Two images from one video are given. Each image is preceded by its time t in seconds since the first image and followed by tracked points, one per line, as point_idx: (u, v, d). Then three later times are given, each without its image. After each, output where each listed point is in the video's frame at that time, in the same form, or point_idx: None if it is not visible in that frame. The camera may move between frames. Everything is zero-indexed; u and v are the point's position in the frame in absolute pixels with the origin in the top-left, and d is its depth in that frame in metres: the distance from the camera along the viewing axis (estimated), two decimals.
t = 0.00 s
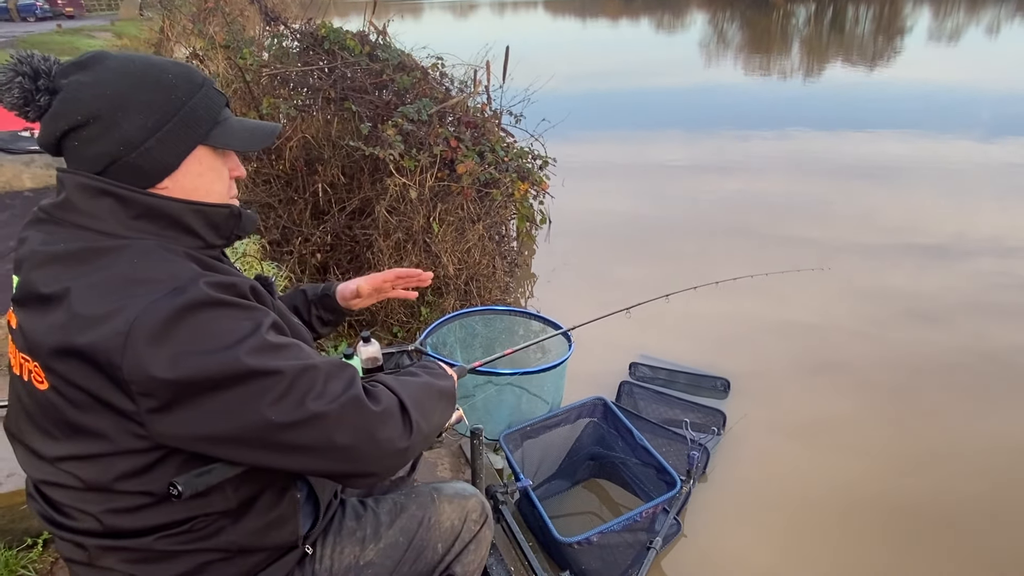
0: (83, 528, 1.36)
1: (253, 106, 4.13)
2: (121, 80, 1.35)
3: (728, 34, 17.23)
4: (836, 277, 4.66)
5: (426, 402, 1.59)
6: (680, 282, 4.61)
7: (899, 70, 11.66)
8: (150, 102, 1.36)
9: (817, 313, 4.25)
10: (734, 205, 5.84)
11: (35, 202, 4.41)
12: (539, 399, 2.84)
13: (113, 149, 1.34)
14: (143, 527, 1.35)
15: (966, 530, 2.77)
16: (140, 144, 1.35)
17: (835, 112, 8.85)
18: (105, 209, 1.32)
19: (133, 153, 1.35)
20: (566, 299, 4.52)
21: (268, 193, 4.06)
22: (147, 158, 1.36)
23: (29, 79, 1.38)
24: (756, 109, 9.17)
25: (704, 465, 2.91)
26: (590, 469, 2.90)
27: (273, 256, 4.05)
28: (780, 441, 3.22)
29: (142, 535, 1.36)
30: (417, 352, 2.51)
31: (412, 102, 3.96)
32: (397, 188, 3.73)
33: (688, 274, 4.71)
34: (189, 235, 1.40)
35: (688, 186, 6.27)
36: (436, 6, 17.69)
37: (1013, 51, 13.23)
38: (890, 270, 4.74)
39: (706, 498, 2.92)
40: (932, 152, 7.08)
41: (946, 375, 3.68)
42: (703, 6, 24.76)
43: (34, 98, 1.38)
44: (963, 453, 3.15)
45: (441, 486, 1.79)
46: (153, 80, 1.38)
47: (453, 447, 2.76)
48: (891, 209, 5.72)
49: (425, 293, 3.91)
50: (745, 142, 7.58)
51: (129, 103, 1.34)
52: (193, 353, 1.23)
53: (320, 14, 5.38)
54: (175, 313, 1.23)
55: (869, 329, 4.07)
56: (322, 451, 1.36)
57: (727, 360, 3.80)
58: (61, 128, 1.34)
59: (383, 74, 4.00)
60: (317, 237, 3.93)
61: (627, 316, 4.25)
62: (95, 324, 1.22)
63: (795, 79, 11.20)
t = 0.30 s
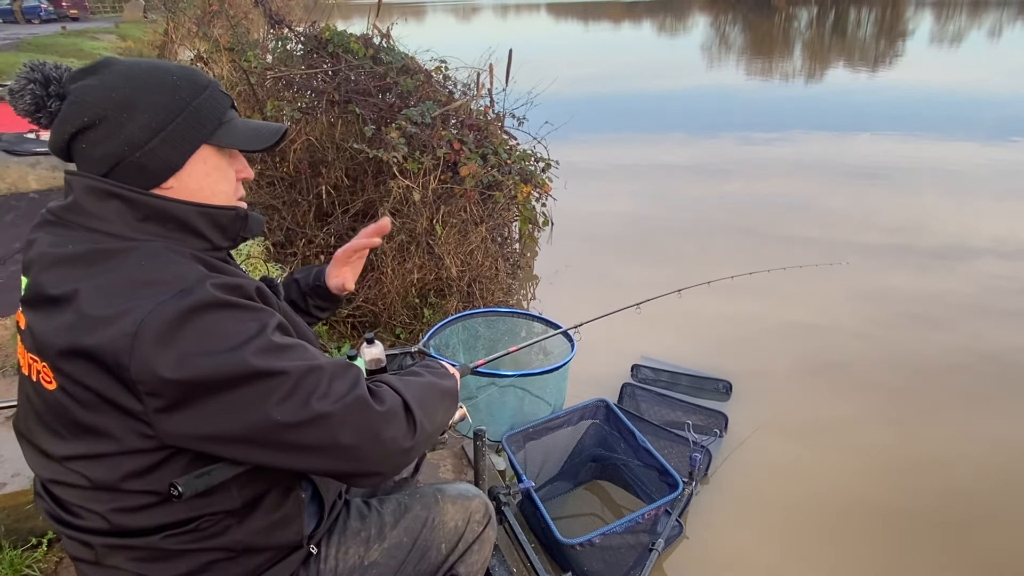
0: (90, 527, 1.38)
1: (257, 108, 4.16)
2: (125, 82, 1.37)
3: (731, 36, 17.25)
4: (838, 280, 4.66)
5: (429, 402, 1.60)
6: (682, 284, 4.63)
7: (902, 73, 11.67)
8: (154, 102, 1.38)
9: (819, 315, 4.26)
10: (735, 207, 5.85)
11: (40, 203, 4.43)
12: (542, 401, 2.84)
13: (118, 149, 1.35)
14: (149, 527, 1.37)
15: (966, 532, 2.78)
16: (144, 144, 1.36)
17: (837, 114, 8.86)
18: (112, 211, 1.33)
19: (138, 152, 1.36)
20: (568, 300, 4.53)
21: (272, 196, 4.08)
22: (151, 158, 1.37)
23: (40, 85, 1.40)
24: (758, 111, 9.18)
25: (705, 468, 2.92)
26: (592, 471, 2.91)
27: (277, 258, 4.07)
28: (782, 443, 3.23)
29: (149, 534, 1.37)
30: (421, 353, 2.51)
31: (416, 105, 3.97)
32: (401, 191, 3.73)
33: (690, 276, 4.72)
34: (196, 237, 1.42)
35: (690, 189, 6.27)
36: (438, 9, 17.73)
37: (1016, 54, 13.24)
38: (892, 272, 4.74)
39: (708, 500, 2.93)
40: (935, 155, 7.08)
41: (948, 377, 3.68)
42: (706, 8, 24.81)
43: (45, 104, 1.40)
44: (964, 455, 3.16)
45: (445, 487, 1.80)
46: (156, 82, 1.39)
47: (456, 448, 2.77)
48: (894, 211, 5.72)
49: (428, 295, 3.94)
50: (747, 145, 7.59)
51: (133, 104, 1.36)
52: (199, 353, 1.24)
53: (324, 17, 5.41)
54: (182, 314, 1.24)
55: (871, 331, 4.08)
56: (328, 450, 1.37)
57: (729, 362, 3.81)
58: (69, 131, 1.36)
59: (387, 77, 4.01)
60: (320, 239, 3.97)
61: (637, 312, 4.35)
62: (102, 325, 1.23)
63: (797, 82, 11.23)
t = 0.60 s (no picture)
0: (93, 529, 1.39)
1: (260, 112, 4.19)
2: (131, 87, 1.38)
3: (732, 40, 17.29)
4: (840, 283, 4.67)
5: (429, 402, 1.62)
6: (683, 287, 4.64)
7: (902, 76, 11.69)
8: (158, 108, 1.39)
9: (820, 318, 4.27)
10: (737, 210, 5.87)
11: (45, 206, 4.46)
12: (544, 404, 2.85)
13: (120, 153, 1.37)
14: (152, 529, 1.38)
15: (965, 535, 2.79)
16: (146, 148, 1.38)
17: (839, 118, 8.87)
18: (113, 216, 1.35)
19: (139, 157, 1.37)
20: (570, 303, 4.55)
21: (275, 199, 4.10)
22: (153, 162, 1.39)
23: (46, 88, 1.41)
24: (759, 115, 9.21)
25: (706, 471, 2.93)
26: (594, 474, 2.91)
27: (280, 261, 4.07)
28: (783, 446, 3.24)
29: (152, 537, 1.39)
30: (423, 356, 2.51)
31: (419, 109, 4.00)
32: (404, 194, 3.78)
33: (691, 279, 4.73)
34: (198, 242, 1.43)
35: (692, 192, 6.29)
36: (441, 13, 17.80)
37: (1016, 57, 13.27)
38: (893, 275, 4.75)
39: (709, 502, 2.94)
40: (937, 158, 7.09)
41: (948, 380, 3.69)
42: (707, 12, 24.85)
43: (49, 106, 1.41)
44: (963, 458, 3.17)
45: (447, 489, 1.81)
46: (161, 87, 1.40)
47: (458, 450, 2.78)
48: (896, 215, 5.73)
49: (430, 298, 3.95)
50: (749, 148, 7.61)
51: (137, 109, 1.37)
52: (201, 357, 1.25)
53: (328, 21, 5.44)
54: (184, 317, 1.25)
55: (873, 334, 4.09)
56: (330, 451, 1.39)
57: (730, 365, 3.82)
58: (72, 134, 1.37)
59: (390, 81, 4.06)
60: (324, 242, 3.94)
61: (613, 318, 4.31)
62: (105, 329, 1.24)
63: (798, 85, 11.25)
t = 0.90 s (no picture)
0: (91, 535, 1.38)
1: (261, 115, 4.17)
2: (133, 93, 1.37)
3: (733, 45, 17.31)
4: (841, 287, 4.67)
5: (428, 406, 1.61)
6: (684, 291, 4.63)
7: (904, 80, 11.69)
8: (160, 115, 1.38)
9: (822, 322, 4.26)
10: (738, 214, 5.87)
11: (46, 208, 4.46)
12: (545, 408, 2.84)
13: (123, 160, 1.36)
14: (150, 535, 1.37)
15: (968, 541, 2.77)
16: (149, 156, 1.37)
17: (841, 122, 8.88)
18: (113, 220, 1.34)
19: (141, 165, 1.37)
20: (570, 307, 4.54)
21: (276, 202, 4.11)
22: (155, 170, 1.38)
23: (43, 90, 1.38)
24: (760, 119, 9.21)
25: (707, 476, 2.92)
26: (594, 478, 2.90)
27: (281, 263, 4.07)
28: (784, 450, 3.23)
29: (150, 543, 1.38)
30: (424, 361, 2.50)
31: (420, 113, 4.01)
32: (405, 197, 3.77)
33: (693, 283, 4.73)
34: (198, 246, 1.42)
35: (693, 195, 6.29)
36: (442, 17, 17.84)
37: (1018, 62, 13.28)
38: (895, 279, 4.75)
39: (710, 507, 2.92)
40: (938, 162, 7.09)
41: (949, 385, 3.68)
42: (708, 17, 24.88)
43: (46, 109, 1.38)
44: (965, 463, 3.15)
45: (447, 494, 1.80)
46: (163, 94, 1.39)
47: (459, 454, 2.78)
48: (898, 219, 5.72)
49: (431, 301, 3.93)
50: (750, 152, 7.61)
51: (139, 116, 1.36)
52: (202, 361, 1.25)
53: (329, 24, 5.44)
54: (185, 322, 1.25)
55: (875, 339, 4.08)
56: (333, 455, 1.38)
57: (731, 369, 3.81)
58: (72, 139, 1.36)
59: (391, 84, 4.07)
60: (324, 245, 3.93)
61: (597, 320, 4.34)
62: (105, 333, 1.24)
63: (800, 89, 11.25)
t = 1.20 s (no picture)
0: (95, 538, 1.38)
1: (262, 119, 4.18)
2: (138, 98, 1.37)
3: (733, 48, 17.34)
4: (842, 290, 4.67)
5: (431, 405, 1.61)
6: (684, 294, 4.64)
7: (903, 83, 11.70)
8: (166, 120, 1.39)
9: (822, 324, 4.26)
10: (738, 216, 5.88)
11: (48, 212, 4.47)
12: (546, 411, 2.84)
13: (129, 165, 1.36)
14: (154, 538, 1.37)
15: (969, 543, 2.77)
16: (155, 161, 1.38)
17: (840, 125, 8.90)
18: (117, 224, 1.34)
19: (148, 169, 1.37)
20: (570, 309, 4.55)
21: (277, 205, 4.11)
22: (162, 175, 1.39)
23: (45, 94, 1.39)
24: (760, 121, 9.22)
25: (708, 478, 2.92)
26: (595, 481, 2.90)
27: (282, 266, 4.07)
28: (785, 453, 3.23)
29: (153, 545, 1.38)
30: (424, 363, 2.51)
31: (421, 116, 4.02)
32: (405, 200, 3.77)
33: (693, 286, 4.74)
34: (201, 248, 1.42)
35: (693, 198, 6.30)
36: (442, 21, 17.87)
37: (1018, 65, 13.28)
38: (895, 281, 4.75)
39: (711, 509, 2.93)
40: (938, 165, 7.10)
41: (950, 388, 3.68)
42: (708, 19, 24.91)
43: (50, 114, 1.39)
44: (966, 466, 3.15)
45: (448, 497, 1.80)
46: (168, 98, 1.40)
47: (459, 457, 2.78)
48: (898, 221, 5.73)
49: (432, 304, 3.94)
50: (750, 154, 7.63)
51: (144, 121, 1.37)
52: (209, 362, 1.25)
53: (329, 28, 5.46)
54: (192, 323, 1.25)
55: (875, 341, 4.08)
56: (339, 453, 1.38)
57: (732, 372, 3.81)
58: (77, 144, 1.37)
59: (392, 88, 4.08)
60: (325, 248, 3.93)
61: (578, 315, 4.48)
62: (112, 335, 1.24)
63: (799, 92, 11.26)
